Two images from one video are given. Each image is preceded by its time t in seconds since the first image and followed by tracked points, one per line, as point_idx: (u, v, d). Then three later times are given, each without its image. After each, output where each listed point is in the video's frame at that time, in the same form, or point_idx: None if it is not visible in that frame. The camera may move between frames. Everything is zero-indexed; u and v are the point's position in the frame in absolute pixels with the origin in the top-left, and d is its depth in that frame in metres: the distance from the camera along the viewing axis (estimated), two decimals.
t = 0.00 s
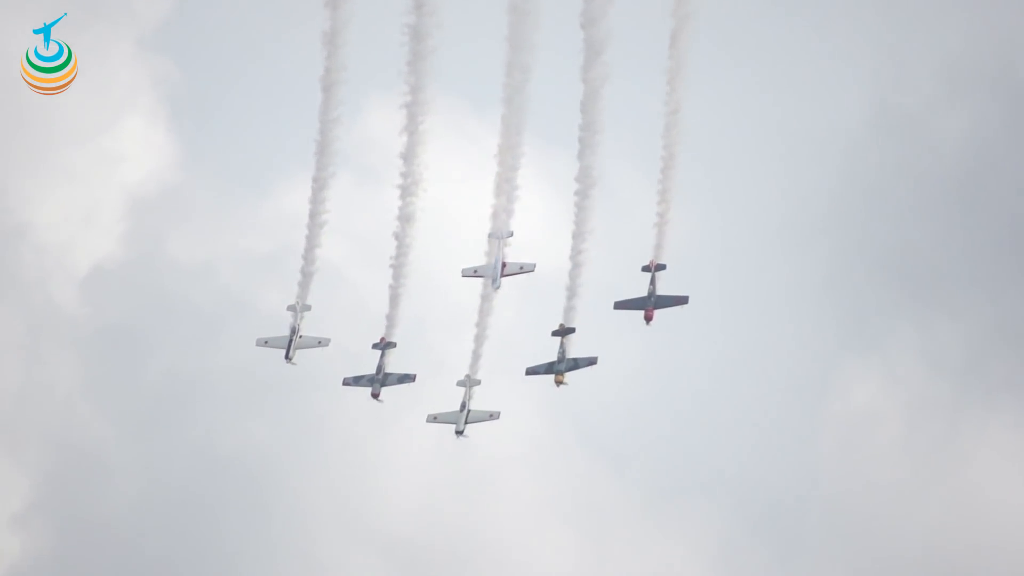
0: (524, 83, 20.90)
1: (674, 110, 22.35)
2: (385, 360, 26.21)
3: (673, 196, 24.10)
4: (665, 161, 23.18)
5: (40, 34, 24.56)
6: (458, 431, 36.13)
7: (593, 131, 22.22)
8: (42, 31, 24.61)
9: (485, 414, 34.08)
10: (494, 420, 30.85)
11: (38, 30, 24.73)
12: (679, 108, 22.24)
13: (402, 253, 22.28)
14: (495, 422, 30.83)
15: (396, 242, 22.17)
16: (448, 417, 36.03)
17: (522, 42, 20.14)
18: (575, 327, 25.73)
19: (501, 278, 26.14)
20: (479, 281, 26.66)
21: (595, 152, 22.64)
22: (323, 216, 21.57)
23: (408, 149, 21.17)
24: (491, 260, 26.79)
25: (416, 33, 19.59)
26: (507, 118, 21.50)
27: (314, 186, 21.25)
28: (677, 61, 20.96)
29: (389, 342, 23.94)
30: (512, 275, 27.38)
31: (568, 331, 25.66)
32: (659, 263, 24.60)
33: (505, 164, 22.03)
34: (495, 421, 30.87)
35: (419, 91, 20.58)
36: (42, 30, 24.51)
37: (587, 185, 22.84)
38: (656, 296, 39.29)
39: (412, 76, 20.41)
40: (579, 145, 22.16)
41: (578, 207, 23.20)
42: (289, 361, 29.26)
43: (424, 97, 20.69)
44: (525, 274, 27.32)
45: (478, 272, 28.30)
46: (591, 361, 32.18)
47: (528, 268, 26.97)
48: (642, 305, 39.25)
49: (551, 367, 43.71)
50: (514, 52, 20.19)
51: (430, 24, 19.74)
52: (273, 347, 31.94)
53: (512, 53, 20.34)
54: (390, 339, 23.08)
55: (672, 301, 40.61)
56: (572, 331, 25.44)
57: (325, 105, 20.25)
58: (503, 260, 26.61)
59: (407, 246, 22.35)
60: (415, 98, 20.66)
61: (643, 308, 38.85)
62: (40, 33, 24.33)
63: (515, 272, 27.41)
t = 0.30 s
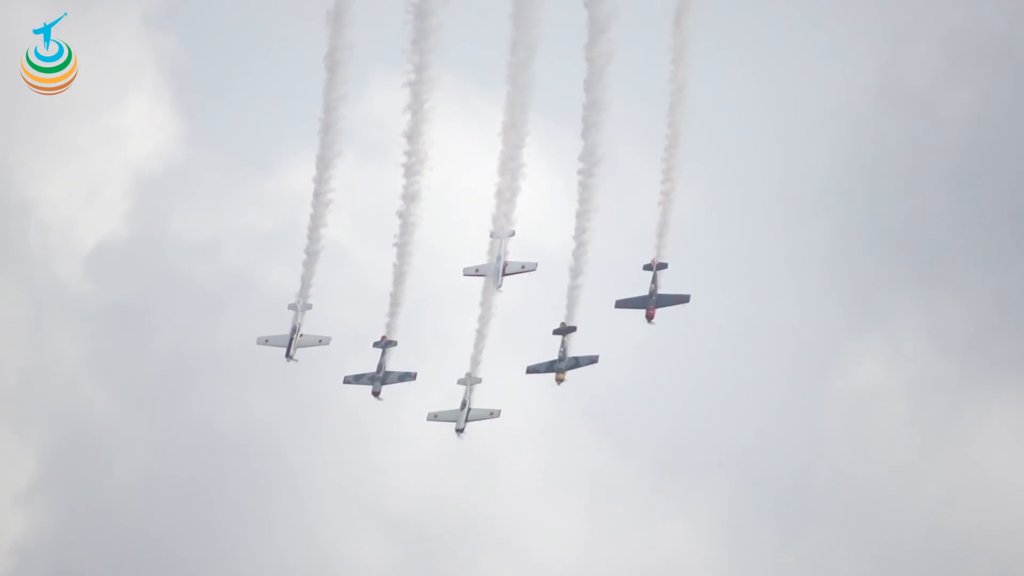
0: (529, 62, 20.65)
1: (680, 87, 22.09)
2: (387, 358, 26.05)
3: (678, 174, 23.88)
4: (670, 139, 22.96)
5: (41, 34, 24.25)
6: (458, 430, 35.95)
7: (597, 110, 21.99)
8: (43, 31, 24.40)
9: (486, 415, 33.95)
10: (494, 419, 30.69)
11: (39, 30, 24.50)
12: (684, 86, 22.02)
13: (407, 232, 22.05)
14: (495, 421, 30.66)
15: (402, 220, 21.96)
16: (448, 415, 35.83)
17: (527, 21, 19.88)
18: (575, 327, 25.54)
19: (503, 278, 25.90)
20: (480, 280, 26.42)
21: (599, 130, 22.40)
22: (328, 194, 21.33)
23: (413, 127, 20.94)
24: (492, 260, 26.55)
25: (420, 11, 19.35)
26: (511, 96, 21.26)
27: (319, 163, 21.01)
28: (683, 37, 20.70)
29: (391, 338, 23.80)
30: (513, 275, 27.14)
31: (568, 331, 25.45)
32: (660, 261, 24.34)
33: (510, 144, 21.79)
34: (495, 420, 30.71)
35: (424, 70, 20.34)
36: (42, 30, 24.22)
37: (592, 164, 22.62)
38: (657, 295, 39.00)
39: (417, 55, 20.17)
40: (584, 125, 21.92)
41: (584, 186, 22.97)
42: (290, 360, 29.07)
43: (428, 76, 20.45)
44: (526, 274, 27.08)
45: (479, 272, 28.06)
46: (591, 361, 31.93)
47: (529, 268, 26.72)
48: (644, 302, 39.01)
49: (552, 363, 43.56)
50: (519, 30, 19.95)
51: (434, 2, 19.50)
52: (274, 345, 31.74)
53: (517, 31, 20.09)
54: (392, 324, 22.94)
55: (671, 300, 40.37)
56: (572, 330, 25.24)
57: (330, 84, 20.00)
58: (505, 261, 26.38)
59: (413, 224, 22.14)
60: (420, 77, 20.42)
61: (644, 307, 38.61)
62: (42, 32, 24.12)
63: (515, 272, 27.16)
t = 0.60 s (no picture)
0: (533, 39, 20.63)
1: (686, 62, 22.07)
2: (387, 356, 26.10)
3: (683, 150, 23.84)
4: (674, 113, 22.94)
5: (41, 35, 24.27)
6: (460, 426, 35.98)
7: (602, 85, 21.96)
8: (43, 31, 24.37)
9: (488, 412, 33.99)
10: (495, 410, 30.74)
11: (40, 30, 24.42)
12: (689, 61, 21.96)
13: (410, 207, 22.04)
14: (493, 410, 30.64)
15: (407, 194, 21.93)
16: (449, 413, 35.81)
17: None
18: (577, 324, 25.51)
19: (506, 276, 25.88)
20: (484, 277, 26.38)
21: (604, 105, 22.38)
22: (333, 169, 21.31)
23: (418, 103, 20.91)
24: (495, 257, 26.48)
25: None
26: (517, 71, 21.23)
27: (325, 137, 20.98)
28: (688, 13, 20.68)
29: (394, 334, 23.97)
30: (516, 273, 27.12)
31: (570, 329, 25.44)
32: (663, 261, 24.05)
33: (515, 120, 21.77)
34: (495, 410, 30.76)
35: (428, 45, 20.29)
36: (43, 30, 24.22)
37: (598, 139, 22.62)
38: (659, 293, 38.97)
39: (421, 31, 20.14)
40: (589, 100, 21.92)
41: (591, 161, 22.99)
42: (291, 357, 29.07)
43: (433, 52, 20.42)
44: (528, 272, 27.05)
45: (482, 270, 27.99)
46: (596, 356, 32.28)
47: (533, 266, 26.71)
48: (645, 299, 39.06)
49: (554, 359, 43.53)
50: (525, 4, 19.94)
51: None
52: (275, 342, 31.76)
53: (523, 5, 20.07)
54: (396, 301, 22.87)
55: (672, 297, 40.41)
56: (573, 327, 25.27)
57: (335, 59, 19.97)
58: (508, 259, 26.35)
59: (418, 201, 22.13)
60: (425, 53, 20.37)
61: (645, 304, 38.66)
62: (41, 32, 24.07)
63: (518, 270, 27.15)
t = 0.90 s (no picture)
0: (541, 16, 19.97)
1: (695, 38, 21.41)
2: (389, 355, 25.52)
3: (689, 129, 23.20)
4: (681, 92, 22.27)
5: (40, 36, 23.80)
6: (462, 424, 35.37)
7: (609, 63, 21.31)
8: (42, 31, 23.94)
9: (489, 409, 33.43)
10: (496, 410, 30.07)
11: (40, 31, 23.98)
12: (696, 39, 21.30)
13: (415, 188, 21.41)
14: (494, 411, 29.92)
15: (413, 173, 21.28)
16: (451, 411, 35.23)
17: None
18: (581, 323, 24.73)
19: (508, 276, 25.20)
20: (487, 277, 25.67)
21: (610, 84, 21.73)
22: (340, 149, 20.68)
23: (425, 82, 20.27)
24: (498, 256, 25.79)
25: None
26: (523, 50, 20.57)
27: (331, 115, 20.35)
28: None
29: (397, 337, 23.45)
30: (520, 272, 26.41)
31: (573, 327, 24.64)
32: (666, 260, 22.96)
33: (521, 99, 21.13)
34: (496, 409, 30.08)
35: (435, 24, 19.63)
36: (42, 31, 23.76)
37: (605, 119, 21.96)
38: (663, 292, 38.35)
39: (427, 9, 19.49)
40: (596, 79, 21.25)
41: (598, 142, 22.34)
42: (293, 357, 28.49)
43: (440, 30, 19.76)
44: (532, 272, 26.32)
45: (485, 270, 27.26)
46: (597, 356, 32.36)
47: (535, 265, 25.94)
48: (648, 299, 38.47)
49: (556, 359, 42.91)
50: None
51: None
52: (277, 342, 31.20)
53: None
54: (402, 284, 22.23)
55: (676, 296, 39.81)
56: (576, 327, 24.47)
57: (342, 38, 19.31)
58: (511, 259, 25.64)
59: (425, 180, 21.51)
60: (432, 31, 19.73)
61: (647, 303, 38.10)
62: (41, 32, 23.61)
63: (522, 269, 26.45)
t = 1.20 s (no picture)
0: None
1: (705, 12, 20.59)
2: (393, 353, 24.76)
3: (698, 107, 22.38)
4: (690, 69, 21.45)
5: (40, 31, 23.20)
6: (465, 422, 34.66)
7: (618, 38, 20.48)
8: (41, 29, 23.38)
9: (491, 408, 32.75)
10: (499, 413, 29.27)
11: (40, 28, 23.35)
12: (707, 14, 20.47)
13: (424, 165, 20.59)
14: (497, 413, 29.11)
15: (421, 149, 20.47)
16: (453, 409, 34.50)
17: None
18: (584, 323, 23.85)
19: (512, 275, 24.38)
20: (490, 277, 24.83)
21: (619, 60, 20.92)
22: (348, 125, 19.89)
23: (433, 57, 19.47)
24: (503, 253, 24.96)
25: None
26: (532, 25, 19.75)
27: (339, 91, 19.55)
28: None
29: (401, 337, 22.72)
30: (524, 271, 25.61)
31: (576, 327, 23.76)
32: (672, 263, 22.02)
33: (529, 76, 20.30)
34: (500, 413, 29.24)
35: None
36: (42, 27, 23.14)
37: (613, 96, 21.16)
38: (667, 292, 37.44)
39: None
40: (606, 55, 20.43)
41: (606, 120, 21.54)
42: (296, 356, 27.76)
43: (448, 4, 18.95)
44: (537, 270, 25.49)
45: (489, 268, 26.45)
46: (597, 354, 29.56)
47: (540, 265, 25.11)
48: (652, 299, 37.62)
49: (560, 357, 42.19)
50: None
51: None
52: (280, 340, 30.49)
53: None
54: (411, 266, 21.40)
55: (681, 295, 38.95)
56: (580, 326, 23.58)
57: (349, 14, 18.52)
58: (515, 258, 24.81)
59: (432, 156, 20.71)
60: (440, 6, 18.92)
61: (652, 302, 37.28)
62: (40, 30, 22.99)
63: (526, 268, 25.65)
